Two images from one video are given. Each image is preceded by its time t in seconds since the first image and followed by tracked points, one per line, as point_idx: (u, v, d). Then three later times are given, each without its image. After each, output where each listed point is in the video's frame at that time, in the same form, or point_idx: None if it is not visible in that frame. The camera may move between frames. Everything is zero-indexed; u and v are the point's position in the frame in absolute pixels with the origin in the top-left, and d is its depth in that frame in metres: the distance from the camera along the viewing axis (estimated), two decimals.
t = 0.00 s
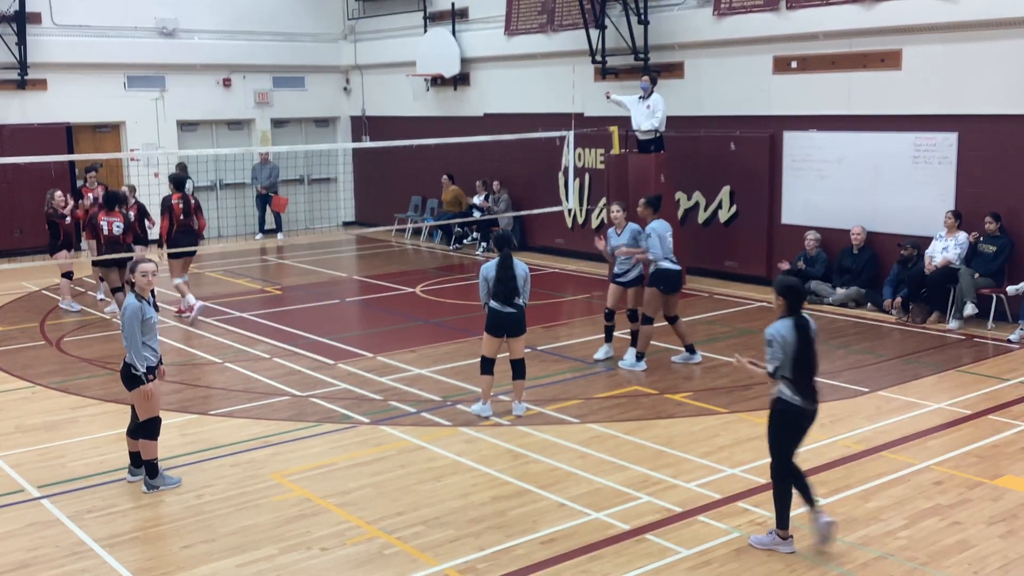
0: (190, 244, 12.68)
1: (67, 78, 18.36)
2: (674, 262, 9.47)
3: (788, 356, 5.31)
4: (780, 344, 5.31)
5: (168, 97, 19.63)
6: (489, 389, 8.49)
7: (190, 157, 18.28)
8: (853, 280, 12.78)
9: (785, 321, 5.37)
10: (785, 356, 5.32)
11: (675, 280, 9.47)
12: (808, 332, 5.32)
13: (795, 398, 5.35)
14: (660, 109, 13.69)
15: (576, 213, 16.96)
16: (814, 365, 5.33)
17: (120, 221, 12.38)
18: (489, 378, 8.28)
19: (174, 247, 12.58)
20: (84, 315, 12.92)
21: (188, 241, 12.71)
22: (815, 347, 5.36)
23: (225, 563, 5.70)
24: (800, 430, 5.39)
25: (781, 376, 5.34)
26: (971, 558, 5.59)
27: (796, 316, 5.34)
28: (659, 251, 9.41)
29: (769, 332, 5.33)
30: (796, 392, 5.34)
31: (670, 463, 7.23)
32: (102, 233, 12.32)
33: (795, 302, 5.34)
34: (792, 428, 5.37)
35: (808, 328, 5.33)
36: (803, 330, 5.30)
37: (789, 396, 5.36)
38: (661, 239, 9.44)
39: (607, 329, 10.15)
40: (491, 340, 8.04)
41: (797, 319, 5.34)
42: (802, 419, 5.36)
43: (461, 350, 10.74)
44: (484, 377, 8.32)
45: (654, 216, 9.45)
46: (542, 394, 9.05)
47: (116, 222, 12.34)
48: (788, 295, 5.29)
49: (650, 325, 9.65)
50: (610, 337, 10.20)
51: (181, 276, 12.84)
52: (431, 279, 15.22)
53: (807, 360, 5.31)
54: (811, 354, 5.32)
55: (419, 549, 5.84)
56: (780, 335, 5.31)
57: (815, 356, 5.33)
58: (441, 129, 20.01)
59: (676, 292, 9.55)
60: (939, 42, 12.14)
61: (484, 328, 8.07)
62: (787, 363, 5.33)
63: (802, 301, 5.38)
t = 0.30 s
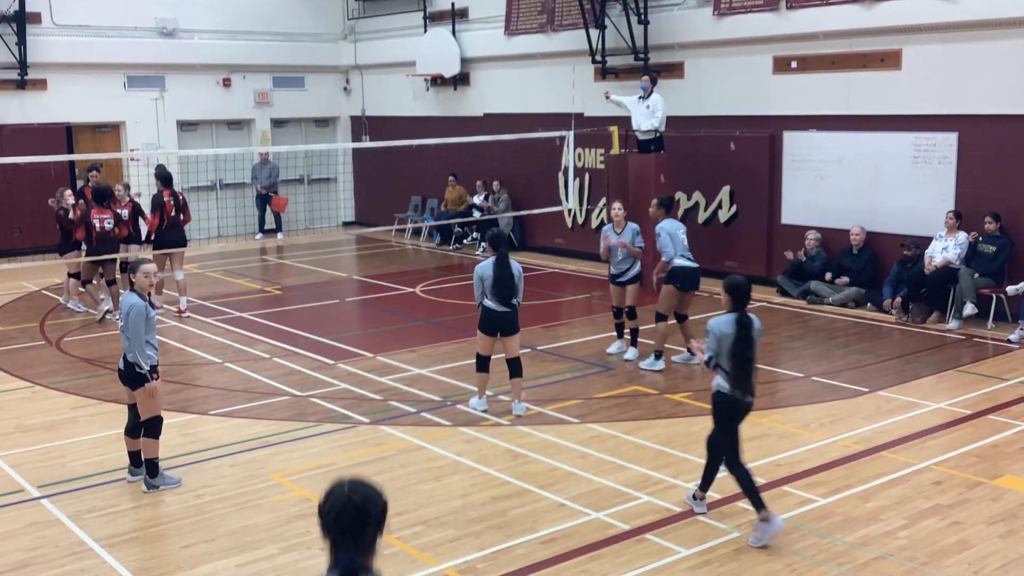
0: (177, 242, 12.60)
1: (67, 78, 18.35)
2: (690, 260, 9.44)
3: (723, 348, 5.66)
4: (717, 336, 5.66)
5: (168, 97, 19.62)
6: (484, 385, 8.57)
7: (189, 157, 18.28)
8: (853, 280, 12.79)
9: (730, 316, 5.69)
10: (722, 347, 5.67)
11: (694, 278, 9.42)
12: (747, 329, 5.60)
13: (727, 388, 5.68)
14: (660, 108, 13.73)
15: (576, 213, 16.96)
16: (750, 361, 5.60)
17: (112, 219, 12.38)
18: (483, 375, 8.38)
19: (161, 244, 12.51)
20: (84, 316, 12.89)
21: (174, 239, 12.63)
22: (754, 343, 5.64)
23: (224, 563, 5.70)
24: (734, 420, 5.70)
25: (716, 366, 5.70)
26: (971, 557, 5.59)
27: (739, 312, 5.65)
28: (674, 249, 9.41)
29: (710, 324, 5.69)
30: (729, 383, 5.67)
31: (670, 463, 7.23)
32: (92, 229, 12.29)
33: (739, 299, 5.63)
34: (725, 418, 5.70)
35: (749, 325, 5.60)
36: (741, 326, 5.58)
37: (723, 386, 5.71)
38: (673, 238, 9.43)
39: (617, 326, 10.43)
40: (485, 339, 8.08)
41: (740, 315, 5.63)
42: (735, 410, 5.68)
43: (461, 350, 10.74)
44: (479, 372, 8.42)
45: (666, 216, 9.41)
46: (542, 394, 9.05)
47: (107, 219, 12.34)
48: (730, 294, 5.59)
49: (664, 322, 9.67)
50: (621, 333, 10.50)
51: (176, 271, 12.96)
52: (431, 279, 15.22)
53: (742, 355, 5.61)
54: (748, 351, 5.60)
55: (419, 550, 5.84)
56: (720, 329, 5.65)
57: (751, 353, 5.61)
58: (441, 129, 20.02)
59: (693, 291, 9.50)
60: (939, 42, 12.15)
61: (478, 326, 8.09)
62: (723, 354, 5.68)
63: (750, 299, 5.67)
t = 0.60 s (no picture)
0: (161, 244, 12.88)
1: (67, 78, 18.35)
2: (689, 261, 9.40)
3: (677, 330, 5.89)
4: (675, 318, 5.89)
5: (168, 97, 19.62)
6: (483, 386, 8.56)
7: (189, 157, 18.29)
8: (853, 280, 12.80)
9: (685, 298, 5.91)
10: (676, 329, 5.90)
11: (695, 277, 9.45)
12: (701, 312, 5.83)
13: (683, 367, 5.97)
14: (658, 107, 13.76)
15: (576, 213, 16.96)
16: (705, 343, 5.85)
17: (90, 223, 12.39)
18: (480, 377, 8.35)
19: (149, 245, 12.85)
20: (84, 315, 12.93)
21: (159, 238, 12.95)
22: (708, 325, 5.88)
23: (224, 563, 5.70)
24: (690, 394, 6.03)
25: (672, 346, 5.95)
26: (971, 557, 5.59)
27: (694, 294, 5.87)
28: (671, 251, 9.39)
29: (665, 307, 5.91)
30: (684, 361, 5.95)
31: (669, 463, 7.23)
32: (70, 233, 12.31)
33: (694, 282, 5.85)
34: (681, 392, 6.04)
35: (703, 309, 5.84)
36: (698, 308, 5.83)
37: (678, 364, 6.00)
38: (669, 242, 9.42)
39: (616, 325, 10.35)
40: (477, 337, 8.12)
41: (695, 297, 5.86)
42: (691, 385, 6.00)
43: (461, 350, 10.74)
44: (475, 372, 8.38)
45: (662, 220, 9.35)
46: (542, 394, 9.05)
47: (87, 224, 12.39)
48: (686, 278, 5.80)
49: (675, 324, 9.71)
50: (620, 335, 10.39)
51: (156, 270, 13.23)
52: (431, 279, 15.21)
53: (697, 338, 5.85)
54: (703, 334, 5.85)
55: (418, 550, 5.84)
56: (677, 311, 5.88)
57: (706, 335, 5.85)
58: (440, 129, 20.02)
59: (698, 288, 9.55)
60: (938, 42, 12.15)
61: (466, 324, 8.12)
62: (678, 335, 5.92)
63: (704, 281, 5.88)
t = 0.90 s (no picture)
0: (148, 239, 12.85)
1: (67, 79, 18.35)
2: (689, 263, 9.48)
3: (640, 320, 6.35)
4: (639, 308, 6.35)
5: (168, 97, 19.62)
6: (483, 386, 8.56)
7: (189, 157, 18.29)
8: (853, 280, 12.81)
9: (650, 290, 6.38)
10: (639, 319, 6.37)
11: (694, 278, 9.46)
12: (662, 302, 6.29)
13: (647, 355, 6.42)
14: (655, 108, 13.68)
15: (576, 213, 16.96)
16: (666, 331, 6.29)
17: (75, 215, 12.52)
18: (480, 377, 8.35)
19: (139, 241, 12.84)
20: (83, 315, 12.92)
21: (151, 237, 12.91)
22: (671, 315, 6.33)
23: (225, 563, 5.69)
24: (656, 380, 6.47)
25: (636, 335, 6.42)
26: (971, 557, 5.59)
27: (657, 285, 6.34)
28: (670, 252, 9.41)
29: (632, 297, 6.38)
30: (647, 349, 6.40)
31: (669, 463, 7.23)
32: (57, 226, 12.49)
33: (657, 274, 6.33)
34: (648, 379, 6.47)
35: (664, 299, 6.29)
36: (658, 299, 6.29)
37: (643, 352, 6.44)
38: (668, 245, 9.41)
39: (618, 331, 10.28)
40: (475, 337, 8.12)
41: (658, 288, 6.33)
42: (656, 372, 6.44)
43: (460, 350, 10.74)
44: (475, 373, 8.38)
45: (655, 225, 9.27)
46: (542, 394, 9.04)
47: (70, 217, 12.48)
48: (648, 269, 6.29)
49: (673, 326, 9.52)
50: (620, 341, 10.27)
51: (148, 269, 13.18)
52: (431, 279, 15.21)
53: (658, 326, 6.30)
54: (663, 322, 6.30)
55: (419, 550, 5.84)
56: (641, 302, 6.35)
57: (665, 323, 6.29)
58: (440, 130, 20.02)
59: (698, 292, 9.60)
60: (938, 41, 12.15)
61: (462, 324, 8.10)
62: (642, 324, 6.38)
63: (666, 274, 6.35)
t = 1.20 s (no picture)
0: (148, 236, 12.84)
1: (67, 79, 18.35)
2: (692, 263, 9.36)
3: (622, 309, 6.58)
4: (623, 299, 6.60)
5: (168, 97, 19.62)
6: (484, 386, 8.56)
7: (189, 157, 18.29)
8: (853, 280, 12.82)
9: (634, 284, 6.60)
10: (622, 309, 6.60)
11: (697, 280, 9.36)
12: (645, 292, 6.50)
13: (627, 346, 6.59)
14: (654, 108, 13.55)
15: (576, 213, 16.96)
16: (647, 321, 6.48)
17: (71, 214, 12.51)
18: (480, 376, 8.34)
19: (138, 239, 12.85)
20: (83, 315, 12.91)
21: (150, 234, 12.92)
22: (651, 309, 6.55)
23: (226, 562, 5.70)
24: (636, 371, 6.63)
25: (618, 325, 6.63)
26: (972, 557, 5.60)
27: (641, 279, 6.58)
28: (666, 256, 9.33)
29: (617, 289, 6.62)
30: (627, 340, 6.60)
31: (669, 463, 7.23)
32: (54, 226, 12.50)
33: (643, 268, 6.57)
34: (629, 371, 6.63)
35: (647, 290, 6.51)
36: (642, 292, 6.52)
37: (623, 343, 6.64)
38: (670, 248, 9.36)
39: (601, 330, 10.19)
40: (477, 336, 8.12)
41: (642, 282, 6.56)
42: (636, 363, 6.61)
43: (460, 350, 10.74)
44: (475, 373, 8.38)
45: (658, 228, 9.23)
46: (542, 394, 9.04)
47: (66, 216, 12.47)
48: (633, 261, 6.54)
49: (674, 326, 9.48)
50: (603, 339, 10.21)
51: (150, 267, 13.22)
52: (432, 279, 15.21)
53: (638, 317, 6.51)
54: (644, 313, 6.50)
55: (419, 550, 5.83)
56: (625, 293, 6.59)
57: (647, 314, 6.49)
58: (440, 130, 20.02)
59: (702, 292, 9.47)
60: (938, 41, 12.15)
61: (463, 324, 8.09)
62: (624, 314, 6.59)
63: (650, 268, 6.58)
